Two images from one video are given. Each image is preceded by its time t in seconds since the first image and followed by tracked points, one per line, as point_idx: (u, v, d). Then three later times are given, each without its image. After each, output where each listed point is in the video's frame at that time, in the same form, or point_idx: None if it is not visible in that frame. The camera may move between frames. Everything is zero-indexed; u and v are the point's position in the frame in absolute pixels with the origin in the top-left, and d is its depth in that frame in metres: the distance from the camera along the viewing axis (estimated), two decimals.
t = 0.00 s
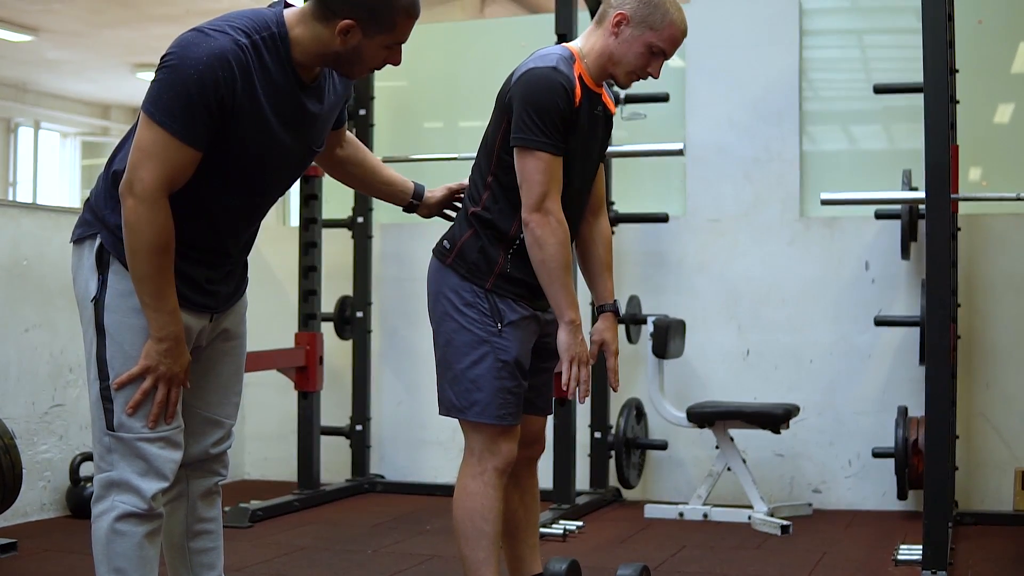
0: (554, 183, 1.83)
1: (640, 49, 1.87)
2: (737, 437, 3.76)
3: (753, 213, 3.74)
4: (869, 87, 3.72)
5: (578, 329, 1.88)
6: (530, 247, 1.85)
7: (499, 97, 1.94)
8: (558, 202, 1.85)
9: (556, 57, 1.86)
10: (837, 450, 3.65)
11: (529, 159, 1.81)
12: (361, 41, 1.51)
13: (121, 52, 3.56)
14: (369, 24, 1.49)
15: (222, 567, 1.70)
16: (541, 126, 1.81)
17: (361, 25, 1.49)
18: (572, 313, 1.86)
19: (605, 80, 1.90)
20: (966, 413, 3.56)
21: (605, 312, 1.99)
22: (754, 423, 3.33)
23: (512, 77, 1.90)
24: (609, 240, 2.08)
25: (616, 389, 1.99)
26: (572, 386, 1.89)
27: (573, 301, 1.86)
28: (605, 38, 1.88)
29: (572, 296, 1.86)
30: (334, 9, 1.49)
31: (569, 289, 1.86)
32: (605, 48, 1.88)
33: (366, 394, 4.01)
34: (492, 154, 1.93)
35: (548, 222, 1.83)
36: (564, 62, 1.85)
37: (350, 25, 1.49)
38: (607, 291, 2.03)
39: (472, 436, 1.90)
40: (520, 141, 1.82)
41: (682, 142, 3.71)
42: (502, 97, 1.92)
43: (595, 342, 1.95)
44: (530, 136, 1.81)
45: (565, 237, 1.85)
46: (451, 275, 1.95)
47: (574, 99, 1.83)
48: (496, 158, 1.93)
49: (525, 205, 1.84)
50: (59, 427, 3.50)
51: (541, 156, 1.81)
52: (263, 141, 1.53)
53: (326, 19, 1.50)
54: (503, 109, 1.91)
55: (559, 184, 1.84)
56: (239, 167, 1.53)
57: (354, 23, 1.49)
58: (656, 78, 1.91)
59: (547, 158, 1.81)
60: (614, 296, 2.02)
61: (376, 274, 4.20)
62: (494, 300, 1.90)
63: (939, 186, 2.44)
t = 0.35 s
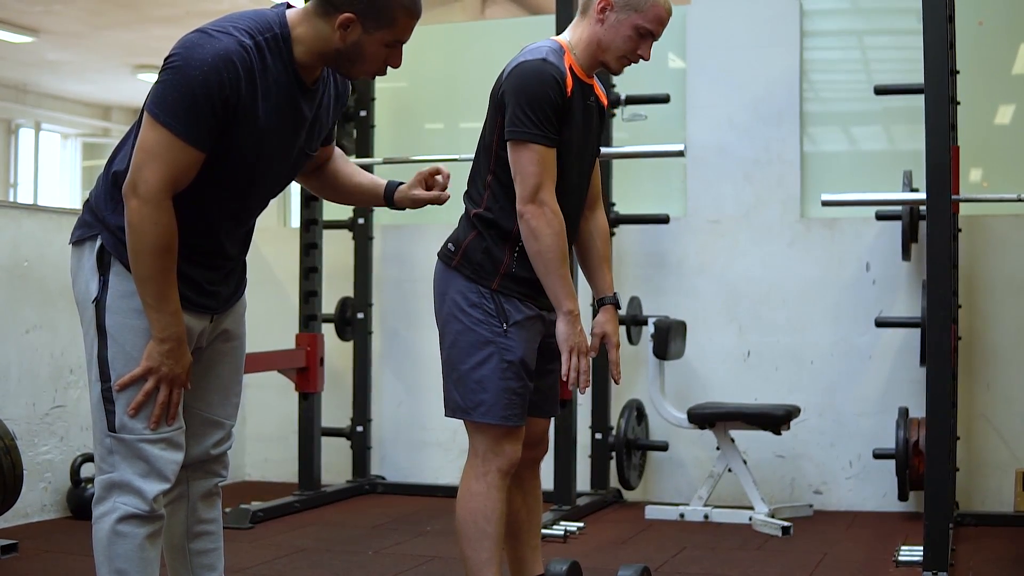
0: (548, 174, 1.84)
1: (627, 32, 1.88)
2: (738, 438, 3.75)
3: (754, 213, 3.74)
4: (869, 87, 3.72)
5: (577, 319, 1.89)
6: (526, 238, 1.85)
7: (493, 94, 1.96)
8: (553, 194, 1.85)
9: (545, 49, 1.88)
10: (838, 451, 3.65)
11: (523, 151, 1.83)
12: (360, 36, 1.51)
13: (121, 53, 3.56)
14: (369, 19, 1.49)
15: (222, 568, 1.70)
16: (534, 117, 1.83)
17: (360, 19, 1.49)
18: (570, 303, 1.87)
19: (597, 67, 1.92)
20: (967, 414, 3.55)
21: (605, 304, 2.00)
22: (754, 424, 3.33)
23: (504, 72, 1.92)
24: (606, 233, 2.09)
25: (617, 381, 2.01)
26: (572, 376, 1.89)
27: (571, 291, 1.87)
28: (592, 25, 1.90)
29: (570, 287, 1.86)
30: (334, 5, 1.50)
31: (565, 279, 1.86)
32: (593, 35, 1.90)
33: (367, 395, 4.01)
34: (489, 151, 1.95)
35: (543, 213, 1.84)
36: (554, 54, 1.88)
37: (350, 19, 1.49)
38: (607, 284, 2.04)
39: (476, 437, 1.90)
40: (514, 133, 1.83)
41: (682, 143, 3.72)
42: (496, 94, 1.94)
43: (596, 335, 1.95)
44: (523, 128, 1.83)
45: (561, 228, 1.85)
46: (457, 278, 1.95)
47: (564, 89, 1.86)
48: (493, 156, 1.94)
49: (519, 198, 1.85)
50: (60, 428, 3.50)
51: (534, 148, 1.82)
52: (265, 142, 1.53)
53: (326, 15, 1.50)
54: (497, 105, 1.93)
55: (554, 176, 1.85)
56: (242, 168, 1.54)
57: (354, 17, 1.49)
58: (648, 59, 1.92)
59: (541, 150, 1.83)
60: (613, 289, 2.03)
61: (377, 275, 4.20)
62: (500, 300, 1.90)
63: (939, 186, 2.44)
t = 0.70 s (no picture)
0: (544, 168, 1.84)
1: (615, 16, 1.90)
2: (739, 438, 3.74)
3: (755, 214, 3.73)
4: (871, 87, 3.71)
5: (575, 312, 1.88)
6: (523, 232, 1.85)
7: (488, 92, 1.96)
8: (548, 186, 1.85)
9: (539, 44, 1.89)
10: (839, 451, 3.65)
11: (519, 145, 1.83)
12: (355, 38, 1.50)
13: (121, 52, 3.52)
14: (364, 21, 1.49)
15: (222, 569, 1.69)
16: (528, 111, 1.83)
17: (356, 21, 1.49)
18: (569, 296, 1.86)
19: (588, 55, 1.94)
20: (968, 414, 3.55)
21: (606, 298, 1.99)
22: (755, 424, 3.32)
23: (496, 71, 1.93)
24: (603, 229, 2.09)
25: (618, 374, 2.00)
26: (571, 369, 1.88)
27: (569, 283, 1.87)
28: (579, 13, 1.92)
29: (568, 280, 1.86)
30: (328, 5, 1.49)
31: (563, 271, 1.87)
32: (581, 23, 1.92)
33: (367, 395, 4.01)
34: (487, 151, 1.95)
35: (539, 206, 1.84)
36: (546, 48, 1.89)
37: (346, 20, 1.49)
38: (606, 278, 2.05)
39: (480, 438, 1.89)
40: (510, 128, 1.84)
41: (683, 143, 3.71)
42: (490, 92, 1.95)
43: (597, 329, 1.95)
44: (517, 122, 1.83)
45: (558, 220, 1.86)
46: (462, 279, 1.94)
47: (559, 83, 1.86)
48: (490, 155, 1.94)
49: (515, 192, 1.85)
50: (60, 429, 3.50)
51: (530, 142, 1.83)
52: (261, 142, 1.53)
53: (321, 16, 1.50)
54: (491, 103, 1.94)
55: (549, 170, 1.86)
56: (238, 168, 1.53)
57: (349, 18, 1.49)
58: (639, 44, 1.93)
59: (537, 143, 1.83)
60: (612, 283, 2.04)
61: (377, 275, 4.19)
62: (504, 299, 1.89)
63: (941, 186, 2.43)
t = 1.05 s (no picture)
0: (540, 167, 1.84)
1: (608, 13, 1.90)
2: (739, 440, 3.74)
3: (755, 215, 3.73)
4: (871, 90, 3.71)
5: (574, 311, 1.87)
6: (520, 232, 1.85)
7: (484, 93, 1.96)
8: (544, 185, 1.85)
9: (534, 44, 1.89)
10: (839, 453, 3.65)
11: (515, 144, 1.83)
12: (356, 31, 1.52)
13: (123, 55, 3.44)
14: (364, 13, 1.50)
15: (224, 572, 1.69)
16: (524, 109, 1.83)
17: (356, 14, 1.50)
18: (566, 295, 1.86)
19: (583, 53, 1.94)
20: (968, 416, 3.55)
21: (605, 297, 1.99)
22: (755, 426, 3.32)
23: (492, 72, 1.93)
24: (601, 227, 2.10)
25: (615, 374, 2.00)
26: (569, 369, 1.89)
27: (566, 282, 1.86)
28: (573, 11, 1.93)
29: (566, 279, 1.86)
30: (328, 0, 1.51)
31: (560, 270, 1.86)
32: (575, 21, 1.93)
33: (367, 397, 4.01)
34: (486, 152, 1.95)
35: (536, 205, 1.83)
36: (541, 48, 1.88)
37: (346, 14, 1.50)
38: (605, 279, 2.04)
39: (482, 440, 1.89)
40: (506, 127, 1.83)
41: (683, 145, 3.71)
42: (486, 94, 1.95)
43: (595, 328, 1.94)
44: (512, 121, 1.83)
45: (555, 220, 1.85)
46: (463, 281, 1.93)
47: (555, 81, 1.86)
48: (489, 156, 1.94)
49: (512, 191, 1.84)
50: (60, 431, 3.49)
51: (526, 141, 1.83)
52: (260, 142, 1.53)
53: (321, 11, 1.51)
54: (487, 103, 1.94)
55: (545, 168, 1.85)
56: (237, 169, 1.53)
57: (349, 11, 1.50)
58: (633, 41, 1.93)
59: (533, 142, 1.83)
60: (610, 283, 2.03)
61: (377, 277, 4.19)
62: (506, 300, 1.89)
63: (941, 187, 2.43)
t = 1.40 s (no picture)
0: (538, 167, 1.84)
1: (605, 14, 1.90)
2: (737, 440, 3.74)
3: (753, 215, 3.73)
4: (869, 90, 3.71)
5: (571, 312, 1.87)
6: (517, 232, 1.85)
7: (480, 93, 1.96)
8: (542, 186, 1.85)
9: (531, 44, 1.89)
10: (837, 453, 3.65)
11: (512, 145, 1.83)
12: (365, 34, 1.51)
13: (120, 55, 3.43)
14: (368, 16, 1.50)
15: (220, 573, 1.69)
16: (522, 110, 1.83)
17: (364, 18, 1.50)
18: (563, 295, 1.86)
19: (580, 53, 1.94)
20: (966, 416, 3.55)
21: (602, 298, 1.99)
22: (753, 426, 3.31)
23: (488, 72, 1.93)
24: (599, 227, 2.10)
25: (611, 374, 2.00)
26: (567, 369, 1.89)
27: (563, 282, 1.86)
28: (571, 11, 1.93)
29: (563, 279, 1.86)
30: (333, 8, 1.49)
31: (557, 270, 1.85)
32: (573, 21, 1.93)
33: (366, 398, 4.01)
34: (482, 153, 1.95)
35: (533, 205, 1.83)
36: (539, 48, 1.88)
37: (354, 21, 1.50)
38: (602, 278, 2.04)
39: (480, 440, 1.89)
40: (503, 128, 1.83)
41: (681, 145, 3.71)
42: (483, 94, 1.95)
43: (593, 329, 1.94)
44: (510, 121, 1.83)
45: (553, 220, 1.85)
46: (461, 282, 1.93)
47: (552, 81, 1.86)
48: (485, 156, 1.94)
49: (509, 192, 1.84)
50: (58, 431, 3.50)
51: (524, 142, 1.83)
52: (253, 135, 1.52)
53: (325, 19, 1.50)
54: (483, 103, 1.94)
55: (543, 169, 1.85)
56: (230, 161, 1.53)
57: (358, 18, 1.50)
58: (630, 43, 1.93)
59: (530, 143, 1.83)
60: (607, 283, 2.03)
61: (375, 277, 4.19)
62: (504, 301, 1.89)
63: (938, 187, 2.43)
